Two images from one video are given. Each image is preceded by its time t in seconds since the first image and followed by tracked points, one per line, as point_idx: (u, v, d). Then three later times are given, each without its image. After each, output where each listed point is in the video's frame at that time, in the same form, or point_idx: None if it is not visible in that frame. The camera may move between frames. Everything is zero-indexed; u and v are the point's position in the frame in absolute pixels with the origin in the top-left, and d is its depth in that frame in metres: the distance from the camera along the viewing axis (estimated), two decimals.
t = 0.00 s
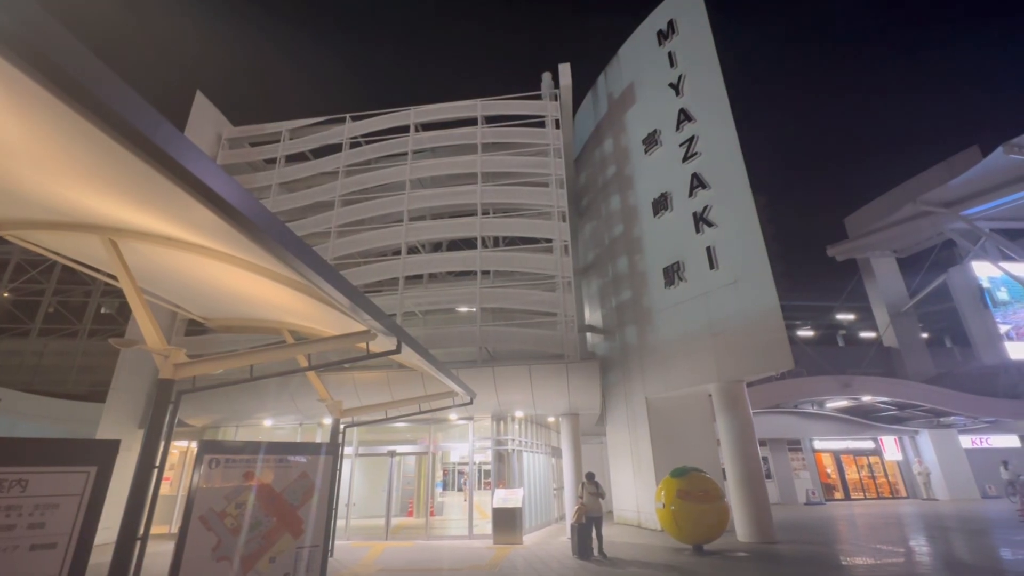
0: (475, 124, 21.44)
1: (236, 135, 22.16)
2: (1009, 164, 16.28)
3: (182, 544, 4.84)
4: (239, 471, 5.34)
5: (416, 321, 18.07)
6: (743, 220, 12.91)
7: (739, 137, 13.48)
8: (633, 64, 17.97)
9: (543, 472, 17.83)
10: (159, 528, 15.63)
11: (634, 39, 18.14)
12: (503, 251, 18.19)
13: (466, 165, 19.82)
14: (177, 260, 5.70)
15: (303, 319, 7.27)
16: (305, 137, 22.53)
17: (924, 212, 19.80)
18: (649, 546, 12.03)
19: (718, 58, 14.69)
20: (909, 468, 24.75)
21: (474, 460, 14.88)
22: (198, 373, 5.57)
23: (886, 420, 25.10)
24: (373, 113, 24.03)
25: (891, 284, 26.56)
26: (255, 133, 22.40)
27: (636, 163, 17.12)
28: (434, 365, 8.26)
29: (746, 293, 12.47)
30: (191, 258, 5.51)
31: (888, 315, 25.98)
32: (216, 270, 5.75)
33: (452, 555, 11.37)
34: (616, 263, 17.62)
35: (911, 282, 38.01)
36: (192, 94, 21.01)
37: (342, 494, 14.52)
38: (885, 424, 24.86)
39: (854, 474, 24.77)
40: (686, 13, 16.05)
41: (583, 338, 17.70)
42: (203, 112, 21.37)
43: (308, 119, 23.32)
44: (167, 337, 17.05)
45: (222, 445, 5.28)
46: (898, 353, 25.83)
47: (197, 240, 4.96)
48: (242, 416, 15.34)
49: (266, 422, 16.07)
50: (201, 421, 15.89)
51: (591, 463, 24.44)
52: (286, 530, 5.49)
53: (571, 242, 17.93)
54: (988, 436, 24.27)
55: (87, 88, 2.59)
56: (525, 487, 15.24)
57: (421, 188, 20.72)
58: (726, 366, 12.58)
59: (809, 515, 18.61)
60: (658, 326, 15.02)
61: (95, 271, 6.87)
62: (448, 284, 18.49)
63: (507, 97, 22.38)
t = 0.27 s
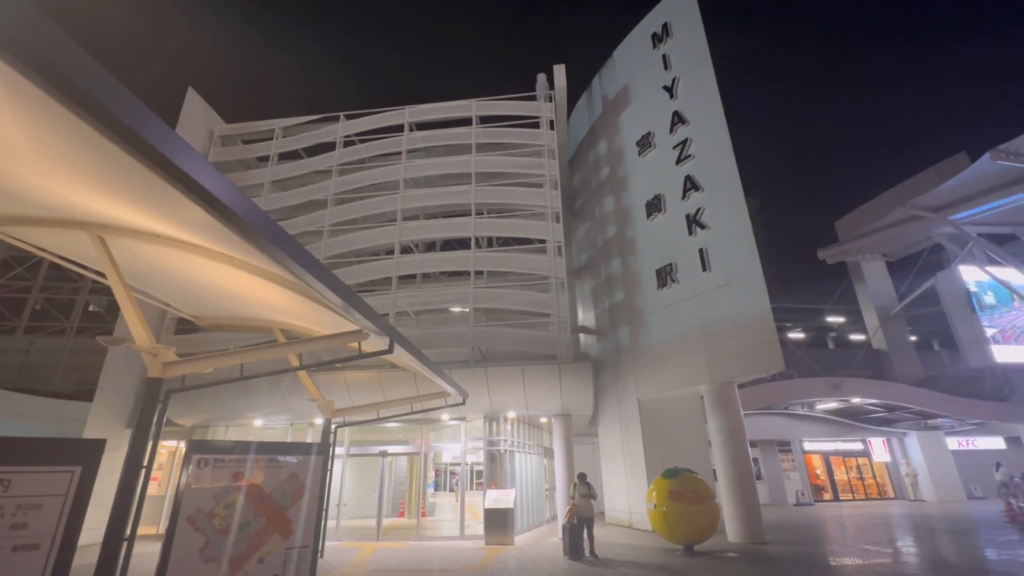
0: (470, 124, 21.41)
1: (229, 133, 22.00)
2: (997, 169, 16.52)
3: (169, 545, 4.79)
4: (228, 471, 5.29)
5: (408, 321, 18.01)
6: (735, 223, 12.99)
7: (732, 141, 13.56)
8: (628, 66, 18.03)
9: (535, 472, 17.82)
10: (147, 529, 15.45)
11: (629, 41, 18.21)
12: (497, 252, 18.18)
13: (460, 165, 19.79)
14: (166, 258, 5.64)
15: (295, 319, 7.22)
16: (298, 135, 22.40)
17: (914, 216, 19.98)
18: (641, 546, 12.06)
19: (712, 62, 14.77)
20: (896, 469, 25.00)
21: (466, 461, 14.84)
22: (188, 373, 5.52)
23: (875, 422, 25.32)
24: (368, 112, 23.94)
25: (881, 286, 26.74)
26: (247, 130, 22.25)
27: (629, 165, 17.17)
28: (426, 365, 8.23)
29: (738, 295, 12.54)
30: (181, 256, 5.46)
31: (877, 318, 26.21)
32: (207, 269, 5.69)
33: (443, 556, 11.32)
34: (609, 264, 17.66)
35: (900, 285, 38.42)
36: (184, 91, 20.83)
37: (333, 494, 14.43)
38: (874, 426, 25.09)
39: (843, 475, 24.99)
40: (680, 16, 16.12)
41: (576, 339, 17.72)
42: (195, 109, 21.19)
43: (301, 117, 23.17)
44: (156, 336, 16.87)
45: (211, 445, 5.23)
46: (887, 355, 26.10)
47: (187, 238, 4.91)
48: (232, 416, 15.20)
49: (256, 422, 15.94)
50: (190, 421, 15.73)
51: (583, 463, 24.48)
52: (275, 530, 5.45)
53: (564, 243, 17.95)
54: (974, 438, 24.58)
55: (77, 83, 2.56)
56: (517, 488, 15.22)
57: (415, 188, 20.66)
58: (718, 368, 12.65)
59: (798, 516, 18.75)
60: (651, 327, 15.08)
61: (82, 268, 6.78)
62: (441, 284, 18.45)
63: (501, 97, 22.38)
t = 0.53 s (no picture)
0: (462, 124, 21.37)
1: (219, 129, 21.78)
2: (982, 176, 16.79)
3: (152, 546, 4.72)
4: (214, 471, 5.23)
5: (399, 321, 17.93)
6: (725, 226, 13.09)
7: (723, 144, 13.65)
8: (621, 68, 18.09)
9: (524, 473, 17.81)
10: (130, 529, 15.24)
11: (622, 44, 18.27)
12: (488, 252, 18.16)
13: (452, 165, 19.74)
14: (153, 255, 5.57)
15: (283, 317, 7.15)
16: (289, 133, 22.23)
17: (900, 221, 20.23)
18: (629, 547, 12.11)
19: (704, 66, 14.86)
20: (881, 471, 25.35)
21: (455, 461, 14.80)
22: (174, 371, 5.44)
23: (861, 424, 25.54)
24: (360, 110, 23.83)
25: (868, 289, 26.93)
26: (237, 127, 22.04)
27: (621, 167, 17.24)
28: (416, 364, 8.19)
29: (727, 298, 12.63)
30: (168, 253, 5.39)
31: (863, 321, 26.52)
32: (195, 266, 5.62)
33: (431, 556, 11.27)
34: (600, 266, 17.72)
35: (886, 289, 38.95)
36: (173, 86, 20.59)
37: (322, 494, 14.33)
38: (860, 428, 25.38)
39: (829, 476, 25.28)
40: (673, 20, 16.20)
41: (566, 340, 17.76)
42: (185, 104, 20.96)
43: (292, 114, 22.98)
44: (142, 333, 16.65)
45: (197, 445, 5.17)
46: (873, 358, 26.45)
47: (175, 234, 4.85)
48: (219, 415, 15.04)
49: (244, 422, 15.78)
50: (176, 420, 15.54)
51: (572, 464, 24.54)
52: (261, 530, 5.39)
53: (556, 244, 17.99)
54: (957, 440, 24.95)
55: (62, 77, 2.51)
56: (506, 489, 15.21)
57: (407, 187, 20.59)
58: (707, 370, 12.73)
59: (784, 516, 18.92)
60: (641, 329, 15.14)
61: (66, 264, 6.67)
62: (432, 284, 18.40)
63: (495, 97, 22.37)
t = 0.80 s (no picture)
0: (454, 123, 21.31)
1: (207, 124, 21.51)
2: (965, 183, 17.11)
3: (132, 546, 4.64)
4: (198, 471, 5.15)
5: (388, 320, 17.84)
6: (714, 229, 13.19)
7: (713, 148, 13.76)
8: (613, 71, 18.15)
9: (513, 473, 17.79)
10: (110, 530, 14.97)
11: (614, 46, 18.34)
12: (479, 252, 18.12)
13: (444, 165, 19.68)
14: (136, 251, 5.46)
15: (270, 315, 7.06)
16: (278, 129, 22.01)
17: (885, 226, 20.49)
18: (616, 547, 12.15)
19: (695, 69, 14.96)
20: (864, 472, 25.77)
21: (444, 462, 14.73)
22: (157, 369, 5.35)
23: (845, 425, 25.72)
24: (351, 108, 23.67)
25: (853, 293, 27.21)
26: (226, 122, 21.78)
27: (612, 169, 17.30)
28: (405, 365, 8.14)
29: (716, 300, 12.73)
30: (152, 249, 5.29)
31: (848, 325, 26.88)
32: (179, 262, 5.53)
33: (418, 557, 11.21)
34: (590, 267, 17.77)
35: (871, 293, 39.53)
36: (160, 80, 20.29)
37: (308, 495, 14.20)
38: (843, 429, 25.53)
39: (814, 477, 25.60)
40: (665, 23, 16.30)
41: (556, 341, 17.79)
42: (172, 99, 20.66)
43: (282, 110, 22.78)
44: (125, 330, 16.38)
45: (180, 444, 5.09)
46: (857, 361, 26.84)
47: (159, 230, 4.76)
48: (204, 414, 14.84)
49: (229, 421, 15.59)
50: (159, 419, 15.29)
51: (560, 464, 24.58)
52: (244, 531, 5.32)
53: (547, 245, 18.01)
54: (938, 442, 25.39)
55: (43, 68, 2.45)
56: (494, 489, 15.18)
57: (398, 186, 20.48)
58: (695, 372, 12.81)
59: (769, 517, 19.10)
60: (630, 330, 15.20)
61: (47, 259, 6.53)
62: (422, 283, 18.32)
63: (487, 97, 22.33)
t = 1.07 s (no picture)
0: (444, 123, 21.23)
1: (192, 118, 21.17)
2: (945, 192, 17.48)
3: (108, 548, 4.57)
4: (179, 471, 5.07)
5: (375, 320, 17.69)
6: (702, 232, 13.30)
7: (701, 152, 13.90)
8: (603, 73, 18.22)
9: (499, 474, 17.76)
10: (86, 532, 14.63)
11: (605, 49, 18.40)
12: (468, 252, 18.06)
13: (433, 164, 19.59)
14: (117, 246, 5.35)
15: (255, 313, 6.96)
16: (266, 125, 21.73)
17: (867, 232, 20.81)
18: (601, 548, 12.18)
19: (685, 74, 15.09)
20: (845, 474, 26.14)
21: (430, 462, 14.65)
22: (137, 367, 5.25)
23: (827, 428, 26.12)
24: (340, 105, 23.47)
25: (836, 298, 27.80)
26: (212, 117, 21.46)
27: (602, 171, 17.36)
28: (391, 365, 8.06)
29: (702, 303, 12.84)
30: (133, 244, 5.18)
31: (831, 328, 27.26)
32: (162, 258, 5.42)
33: (403, 559, 11.13)
34: (579, 268, 17.81)
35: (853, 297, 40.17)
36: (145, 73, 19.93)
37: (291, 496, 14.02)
38: (825, 431, 25.94)
39: (796, 479, 25.90)
40: (655, 28, 16.42)
41: (544, 342, 17.81)
42: (156, 92, 20.30)
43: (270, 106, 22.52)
44: (104, 327, 16.04)
45: (161, 444, 5.01)
46: (839, 364, 27.27)
47: (142, 225, 4.66)
48: (185, 413, 14.58)
49: (212, 420, 15.33)
50: (139, 418, 14.99)
51: (547, 465, 24.58)
52: (225, 533, 5.23)
53: (536, 246, 18.02)
54: (916, 444, 25.88)
55: (21, 56, 2.37)
56: (481, 490, 15.14)
57: (387, 184, 20.34)
58: (681, 373, 12.92)
59: (752, 518, 19.30)
60: (618, 332, 15.26)
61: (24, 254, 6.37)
62: (409, 282, 18.20)
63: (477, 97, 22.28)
